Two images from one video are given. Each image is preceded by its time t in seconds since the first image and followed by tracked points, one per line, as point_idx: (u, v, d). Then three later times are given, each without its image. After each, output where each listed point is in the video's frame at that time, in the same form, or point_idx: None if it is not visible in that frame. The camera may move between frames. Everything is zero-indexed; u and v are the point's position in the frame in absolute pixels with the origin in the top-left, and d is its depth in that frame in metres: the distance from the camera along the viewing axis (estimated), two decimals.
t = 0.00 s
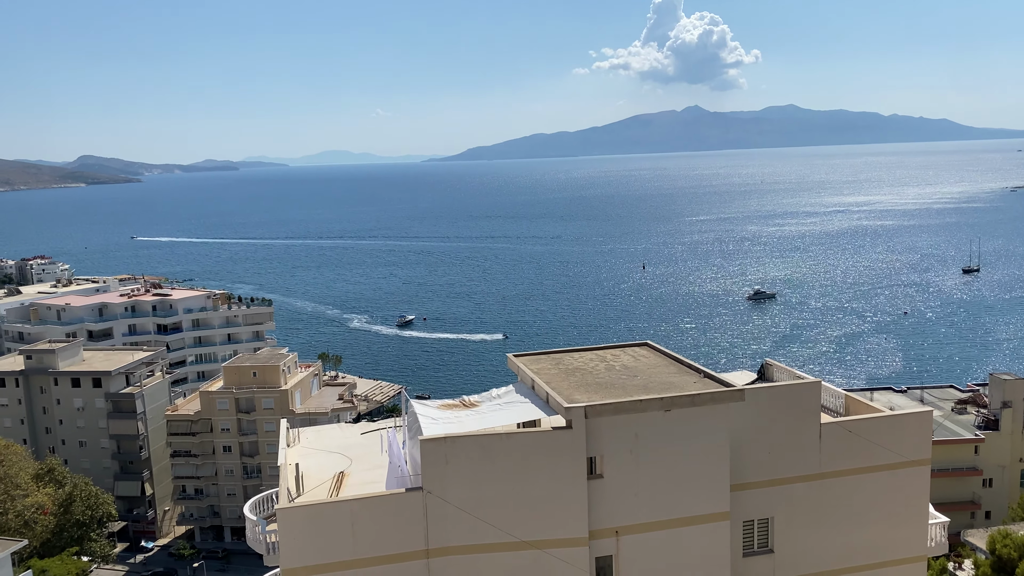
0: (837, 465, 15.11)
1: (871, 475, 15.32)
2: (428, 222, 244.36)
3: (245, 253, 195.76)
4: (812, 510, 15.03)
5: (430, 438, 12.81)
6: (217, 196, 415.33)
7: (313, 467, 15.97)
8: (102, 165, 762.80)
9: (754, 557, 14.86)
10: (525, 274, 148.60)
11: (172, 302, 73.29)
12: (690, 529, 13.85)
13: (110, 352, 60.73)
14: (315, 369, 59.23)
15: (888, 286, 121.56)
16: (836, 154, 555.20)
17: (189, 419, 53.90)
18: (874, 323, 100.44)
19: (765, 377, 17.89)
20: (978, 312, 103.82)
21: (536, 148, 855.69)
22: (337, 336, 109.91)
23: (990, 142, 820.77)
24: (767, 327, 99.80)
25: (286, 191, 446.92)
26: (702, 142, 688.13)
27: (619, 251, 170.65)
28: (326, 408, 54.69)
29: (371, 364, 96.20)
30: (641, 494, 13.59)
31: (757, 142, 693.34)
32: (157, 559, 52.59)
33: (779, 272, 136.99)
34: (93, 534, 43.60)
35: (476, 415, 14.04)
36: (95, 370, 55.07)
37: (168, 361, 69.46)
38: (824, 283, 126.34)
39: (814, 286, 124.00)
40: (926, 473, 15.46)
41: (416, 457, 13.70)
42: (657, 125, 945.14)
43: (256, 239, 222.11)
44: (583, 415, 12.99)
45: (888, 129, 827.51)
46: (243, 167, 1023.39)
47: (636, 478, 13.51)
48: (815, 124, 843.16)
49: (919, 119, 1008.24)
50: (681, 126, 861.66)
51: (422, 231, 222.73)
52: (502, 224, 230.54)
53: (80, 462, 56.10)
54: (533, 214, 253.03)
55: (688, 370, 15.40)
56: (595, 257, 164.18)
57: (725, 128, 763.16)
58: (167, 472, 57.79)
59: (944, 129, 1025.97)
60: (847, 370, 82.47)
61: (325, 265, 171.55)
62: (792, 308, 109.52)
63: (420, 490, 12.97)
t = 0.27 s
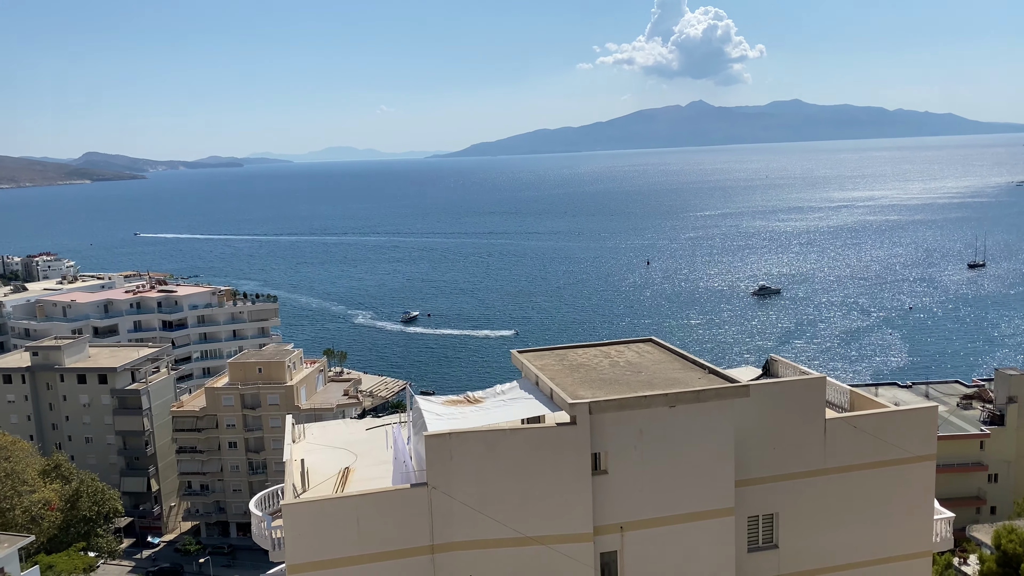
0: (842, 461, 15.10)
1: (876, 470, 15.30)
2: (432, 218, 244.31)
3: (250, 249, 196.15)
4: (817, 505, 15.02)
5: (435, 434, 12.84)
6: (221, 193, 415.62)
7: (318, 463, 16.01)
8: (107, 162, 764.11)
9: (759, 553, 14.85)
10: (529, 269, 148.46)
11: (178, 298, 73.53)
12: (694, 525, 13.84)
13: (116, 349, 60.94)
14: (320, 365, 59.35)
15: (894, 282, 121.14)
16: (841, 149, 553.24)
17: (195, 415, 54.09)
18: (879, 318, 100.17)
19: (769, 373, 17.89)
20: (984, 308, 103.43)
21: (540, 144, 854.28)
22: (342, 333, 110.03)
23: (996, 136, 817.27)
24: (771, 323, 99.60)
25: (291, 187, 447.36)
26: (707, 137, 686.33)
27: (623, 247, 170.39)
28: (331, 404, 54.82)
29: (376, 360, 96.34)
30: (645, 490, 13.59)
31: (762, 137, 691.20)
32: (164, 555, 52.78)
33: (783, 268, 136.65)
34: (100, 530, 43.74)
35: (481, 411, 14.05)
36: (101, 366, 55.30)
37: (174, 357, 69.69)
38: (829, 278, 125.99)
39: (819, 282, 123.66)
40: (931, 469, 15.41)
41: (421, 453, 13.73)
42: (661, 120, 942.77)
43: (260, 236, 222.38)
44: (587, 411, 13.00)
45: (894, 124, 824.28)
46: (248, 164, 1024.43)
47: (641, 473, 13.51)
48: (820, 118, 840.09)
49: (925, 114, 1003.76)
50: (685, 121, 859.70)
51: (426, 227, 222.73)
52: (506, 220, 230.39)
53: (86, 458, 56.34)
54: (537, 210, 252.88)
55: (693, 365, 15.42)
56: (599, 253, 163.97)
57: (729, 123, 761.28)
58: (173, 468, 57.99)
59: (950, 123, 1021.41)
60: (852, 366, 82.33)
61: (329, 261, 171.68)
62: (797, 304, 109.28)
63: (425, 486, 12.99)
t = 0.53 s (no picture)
0: (847, 460, 15.04)
1: (881, 469, 15.24)
2: (438, 215, 244.27)
3: (256, 246, 196.59)
4: (821, 503, 14.97)
5: (440, 432, 12.83)
6: (227, 190, 416.33)
7: (324, 460, 16.06)
8: (114, 159, 766.39)
9: (765, 551, 14.82)
10: (535, 267, 148.36)
11: (184, 295, 73.80)
12: (700, 523, 13.80)
13: (123, 345, 61.20)
14: (326, 362, 59.41)
15: (901, 280, 120.71)
16: (849, 147, 551.00)
17: (201, 412, 54.30)
18: (886, 316, 99.89)
19: (775, 371, 17.86)
20: (991, 306, 103.00)
21: (546, 142, 853.47)
22: (348, 330, 110.22)
23: (1004, 135, 813.44)
24: (777, 321, 99.32)
25: (297, 184, 448.21)
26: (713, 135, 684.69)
27: (629, 245, 170.05)
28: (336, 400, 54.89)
29: (381, 358, 96.51)
30: (650, 488, 13.55)
31: (769, 135, 688.89)
32: (170, 550, 53.02)
33: (790, 266, 136.24)
34: (106, 525, 43.86)
35: (486, 409, 14.07)
36: (107, 362, 55.56)
37: (180, 354, 69.88)
38: (835, 276, 125.57)
39: (826, 280, 123.32)
40: (937, 468, 15.35)
41: (427, 450, 13.73)
42: (667, 118, 940.36)
43: (266, 233, 222.73)
44: (592, 408, 12.99)
45: (901, 122, 820.70)
46: (254, 161, 1025.79)
47: (646, 471, 13.47)
48: (827, 116, 836.83)
49: (933, 112, 998.84)
50: (692, 119, 857.81)
51: (431, 224, 222.71)
52: (511, 217, 230.31)
53: (93, 454, 56.55)
54: (543, 207, 252.48)
55: (698, 363, 15.44)
56: (605, 251, 163.76)
57: (736, 121, 759.61)
58: (179, 464, 58.24)
59: (958, 121, 1016.98)
60: (859, 365, 82.06)
61: (335, 259, 171.87)
62: (804, 302, 108.93)
63: (431, 483, 13.00)
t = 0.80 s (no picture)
0: (855, 460, 14.91)
1: (890, 470, 15.10)
2: (445, 214, 244.44)
3: (264, 244, 197.21)
4: (829, 503, 14.84)
5: (446, 429, 12.74)
6: (236, 187, 417.63)
7: (331, 456, 16.10)
8: (123, 156, 769.66)
9: (772, 551, 14.73)
10: (542, 266, 148.26)
11: (193, 292, 74.11)
12: (708, 523, 13.66)
13: (132, 341, 61.51)
14: (333, 360, 59.57)
15: (909, 281, 120.22)
16: (858, 147, 548.42)
17: (209, 408, 54.54)
18: (894, 317, 99.54)
19: (782, 371, 17.78)
20: (1000, 308, 102.52)
21: (553, 141, 852.81)
22: (355, 327, 110.47)
23: (1014, 136, 809.13)
24: (784, 321, 99.07)
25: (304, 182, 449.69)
26: (721, 134, 683.23)
27: (636, 244, 169.78)
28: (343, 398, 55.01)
29: (388, 355, 96.72)
30: (657, 487, 13.42)
31: (777, 135, 686.63)
32: (177, 546, 53.32)
33: (798, 266, 135.93)
34: (114, 521, 44.09)
35: (493, 407, 14.08)
36: (116, 358, 55.87)
37: (188, 350, 70.20)
38: (844, 277, 125.14)
39: (834, 280, 122.94)
40: (946, 469, 15.18)
41: (434, 448, 13.69)
42: (675, 117, 938.18)
43: (274, 231, 223.41)
44: (599, 407, 12.87)
45: (911, 122, 816.63)
46: (262, 159, 1028.56)
47: (653, 470, 13.34)
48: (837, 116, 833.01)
49: (942, 112, 993.42)
50: (700, 118, 856.29)
51: (439, 223, 222.96)
52: (518, 216, 230.54)
53: (101, 450, 56.90)
54: (550, 206, 252.24)
55: (705, 363, 15.36)
56: (612, 250, 163.71)
57: (744, 120, 758.43)
58: (187, 460, 58.51)
59: (968, 122, 1012.37)
60: (866, 365, 81.84)
61: (342, 257, 172.16)
62: (811, 303, 108.61)
63: (437, 481, 12.90)
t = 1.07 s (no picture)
0: (864, 461, 14.82)
1: (897, 472, 15.00)
2: (453, 212, 244.46)
3: (271, 241, 197.56)
4: (837, 504, 14.76)
5: (453, 426, 12.73)
6: (244, 185, 418.40)
7: (338, 454, 16.09)
8: (132, 152, 772.02)
9: (778, 552, 14.65)
10: (549, 265, 148.16)
11: (200, 288, 74.34)
12: (714, 521, 13.58)
13: (139, 337, 61.70)
14: (340, 357, 59.64)
15: (918, 281, 119.78)
16: (867, 146, 545.99)
17: (216, 404, 54.69)
18: (902, 318, 99.19)
19: (790, 372, 17.69)
20: (1009, 309, 102.07)
21: (561, 139, 851.69)
22: (362, 325, 110.60)
23: None
24: (792, 321, 98.81)
25: (313, 180, 450.59)
26: (729, 133, 681.25)
27: (643, 243, 169.56)
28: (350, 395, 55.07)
29: (395, 353, 96.84)
30: (663, 487, 13.36)
31: (785, 134, 684.08)
32: (184, 542, 53.52)
33: (806, 266, 135.38)
34: (121, 516, 44.36)
35: (499, 406, 14.03)
36: (124, 354, 56.06)
37: (195, 347, 70.42)
38: (852, 277, 124.75)
39: (842, 280, 122.57)
40: (954, 472, 15.07)
41: (440, 446, 13.69)
42: (683, 116, 935.95)
43: (282, 228, 223.86)
44: (606, 407, 12.80)
45: (920, 123, 812.67)
46: (270, 156, 1030.48)
47: (660, 469, 13.27)
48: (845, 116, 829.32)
49: (952, 112, 988.18)
50: (708, 117, 853.97)
51: (446, 221, 222.98)
52: (526, 214, 230.25)
53: (109, 445, 57.13)
54: (558, 205, 251.99)
55: (713, 363, 15.30)
56: (619, 249, 163.33)
57: (752, 119, 756.11)
58: (193, 457, 58.68)
59: (978, 122, 1007.06)
60: (873, 366, 81.52)
61: (349, 254, 172.35)
62: (819, 303, 108.17)
63: (443, 479, 12.87)
